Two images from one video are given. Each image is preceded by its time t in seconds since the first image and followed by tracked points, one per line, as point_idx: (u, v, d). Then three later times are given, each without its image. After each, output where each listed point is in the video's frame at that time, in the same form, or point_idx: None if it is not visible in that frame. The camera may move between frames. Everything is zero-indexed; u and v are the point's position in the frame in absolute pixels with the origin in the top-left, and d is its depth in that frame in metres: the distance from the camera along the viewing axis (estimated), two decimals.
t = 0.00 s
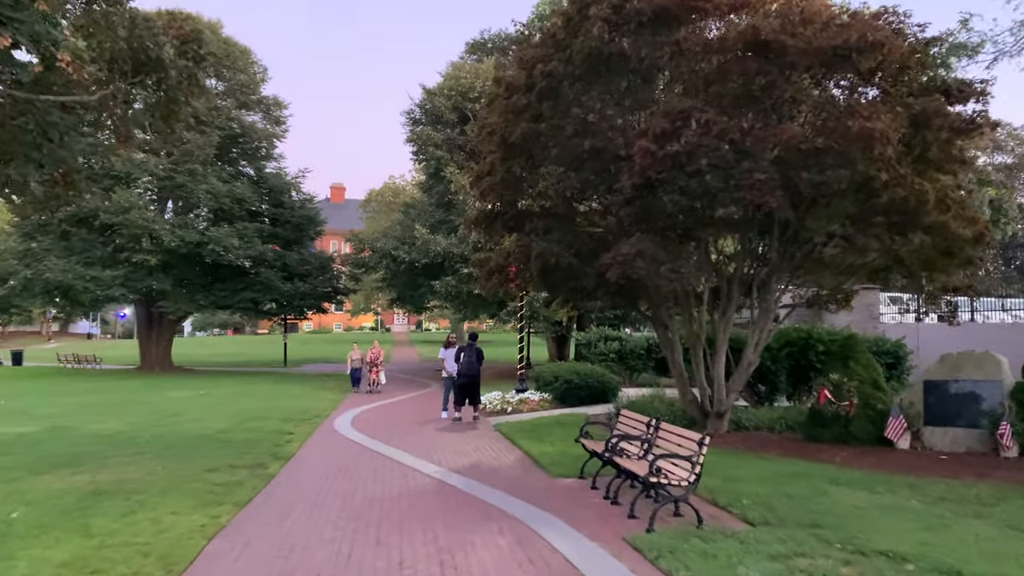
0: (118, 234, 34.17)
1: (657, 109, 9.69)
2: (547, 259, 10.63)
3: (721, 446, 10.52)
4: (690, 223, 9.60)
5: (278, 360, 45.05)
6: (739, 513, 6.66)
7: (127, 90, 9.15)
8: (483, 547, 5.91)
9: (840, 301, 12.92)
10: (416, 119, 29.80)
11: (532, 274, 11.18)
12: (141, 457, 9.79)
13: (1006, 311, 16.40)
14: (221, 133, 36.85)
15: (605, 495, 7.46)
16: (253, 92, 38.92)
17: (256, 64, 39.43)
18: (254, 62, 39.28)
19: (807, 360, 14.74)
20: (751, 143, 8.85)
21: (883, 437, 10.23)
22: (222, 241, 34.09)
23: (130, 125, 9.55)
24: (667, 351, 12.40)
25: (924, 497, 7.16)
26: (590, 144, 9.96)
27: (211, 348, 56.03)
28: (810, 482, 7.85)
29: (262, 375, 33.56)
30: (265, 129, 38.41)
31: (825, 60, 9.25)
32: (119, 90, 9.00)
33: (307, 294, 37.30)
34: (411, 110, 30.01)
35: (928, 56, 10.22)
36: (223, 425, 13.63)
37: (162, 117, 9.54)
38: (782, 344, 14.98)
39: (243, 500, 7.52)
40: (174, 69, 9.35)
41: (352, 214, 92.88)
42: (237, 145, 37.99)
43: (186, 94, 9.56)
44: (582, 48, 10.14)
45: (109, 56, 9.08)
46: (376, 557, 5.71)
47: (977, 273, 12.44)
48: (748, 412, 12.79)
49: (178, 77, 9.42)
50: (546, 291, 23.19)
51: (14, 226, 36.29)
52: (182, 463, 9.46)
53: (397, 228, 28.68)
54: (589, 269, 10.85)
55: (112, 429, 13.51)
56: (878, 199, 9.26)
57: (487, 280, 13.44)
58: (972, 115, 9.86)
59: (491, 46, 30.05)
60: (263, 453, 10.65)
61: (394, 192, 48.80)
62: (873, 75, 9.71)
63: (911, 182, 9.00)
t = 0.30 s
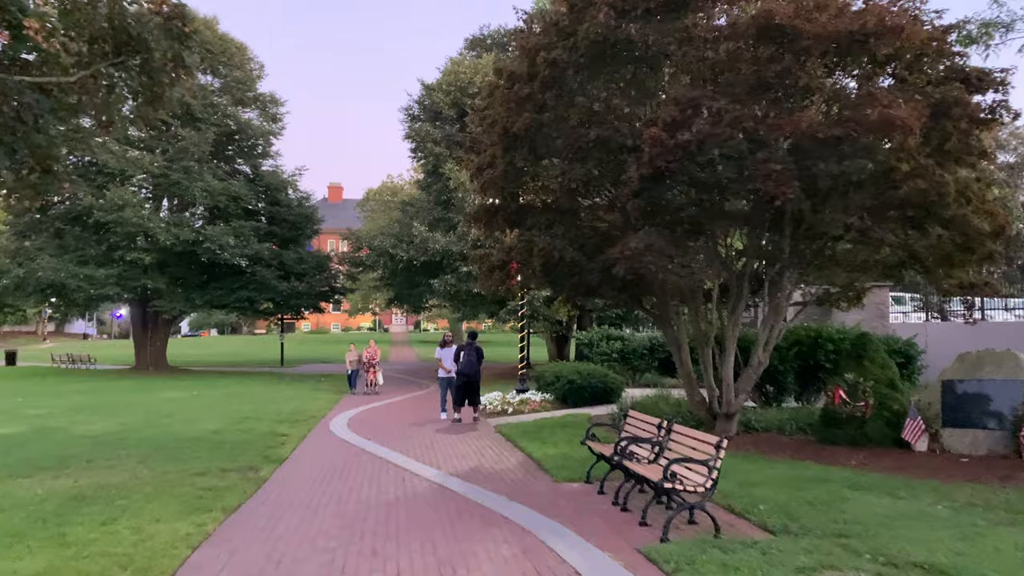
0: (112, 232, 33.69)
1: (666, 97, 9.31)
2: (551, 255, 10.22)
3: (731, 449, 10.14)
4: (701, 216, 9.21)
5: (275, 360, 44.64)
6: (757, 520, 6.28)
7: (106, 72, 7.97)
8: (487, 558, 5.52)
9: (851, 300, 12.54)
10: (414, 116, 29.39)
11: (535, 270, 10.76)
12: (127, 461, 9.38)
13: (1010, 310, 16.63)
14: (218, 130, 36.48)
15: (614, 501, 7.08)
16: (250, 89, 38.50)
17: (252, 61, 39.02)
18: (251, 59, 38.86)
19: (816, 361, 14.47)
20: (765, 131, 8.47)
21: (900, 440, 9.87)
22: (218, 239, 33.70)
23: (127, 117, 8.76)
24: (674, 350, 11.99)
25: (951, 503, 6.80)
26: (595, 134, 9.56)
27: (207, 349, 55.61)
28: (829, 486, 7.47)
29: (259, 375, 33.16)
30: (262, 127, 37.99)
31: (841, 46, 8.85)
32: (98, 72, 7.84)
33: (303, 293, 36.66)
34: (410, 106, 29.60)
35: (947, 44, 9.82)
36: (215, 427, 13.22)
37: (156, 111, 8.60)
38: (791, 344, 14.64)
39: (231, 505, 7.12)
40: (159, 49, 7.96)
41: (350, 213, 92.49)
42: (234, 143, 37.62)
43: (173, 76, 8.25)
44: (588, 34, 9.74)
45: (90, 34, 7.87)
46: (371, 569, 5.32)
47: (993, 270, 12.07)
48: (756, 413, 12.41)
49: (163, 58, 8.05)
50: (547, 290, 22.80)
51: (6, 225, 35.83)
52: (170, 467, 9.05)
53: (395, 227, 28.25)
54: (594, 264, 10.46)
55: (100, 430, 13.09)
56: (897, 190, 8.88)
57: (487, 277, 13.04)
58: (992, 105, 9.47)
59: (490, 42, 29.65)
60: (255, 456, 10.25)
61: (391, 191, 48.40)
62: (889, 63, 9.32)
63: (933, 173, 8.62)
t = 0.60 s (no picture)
0: (106, 231, 33.30)
1: (673, 88, 8.97)
2: (553, 253, 9.87)
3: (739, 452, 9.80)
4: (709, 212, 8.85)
5: (272, 360, 44.29)
6: (773, 532, 5.94)
7: (87, 58, 7.61)
8: None
9: (859, 299, 12.21)
10: (412, 113, 29.03)
11: (536, 269, 10.42)
12: (113, 466, 9.03)
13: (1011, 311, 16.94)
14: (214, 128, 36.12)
15: (621, 510, 6.73)
16: (246, 86, 38.12)
17: (249, 58, 38.63)
18: (247, 56, 38.46)
19: (823, 362, 14.15)
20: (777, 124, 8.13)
21: (915, 444, 9.54)
22: (213, 238, 33.33)
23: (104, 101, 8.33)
24: (680, 351, 11.65)
25: (976, 513, 6.45)
26: (599, 127, 9.21)
27: (204, 349, 55.22)
28: (846, 494, 7.13)
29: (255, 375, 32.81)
30: (258, 125, 37.60)
31: (855, 36, 8.46)
32: (78, 58, 7.43)
33: (300, 293, 36.36)
34: (408, 104, 29.25)
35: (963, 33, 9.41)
36: (206, 429, 12.88)
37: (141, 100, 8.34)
38: (797, 345, 14.31)
39: (217, 516, 6.77)
40: (140, 34, 7.79)
41: (348, 213, 92.17)
42: (230, 141, 37.28)
43: (154, 62, 8.11)
44: (591, 23, 9.32)
45: (65, 16, 7.55)
46: None
47: (1006, 268, 11.73)
48: (763, 415, 12.09)
49: (143, 44, 7.87)
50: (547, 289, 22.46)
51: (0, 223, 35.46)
52: (157, 473, 8.70)
53: (392, 225, 27.87)
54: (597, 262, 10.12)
55: (88, 433, 12.73)
56: (915, 184, 8.52)
57: (487, 276, 12.71)
58: (1010, 97, 9.08)
59: (489, 39, 29.28)
60: (246, 460, 9.89)
61: (390, 190, 48.09)
62: (903, 51, 8.94)
63: (952, 166, 8.25)
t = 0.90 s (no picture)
0: (100, 228, 32.86)
1: (682, 75, 8.55)
2: (555, 247, 9.47)
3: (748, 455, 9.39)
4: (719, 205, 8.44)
5: (269, 359, 43.85)
6: (794, 542, 5.55)
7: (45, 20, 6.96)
8: None
9: (871, 296, 11.81)
10: (411, 109, 28.60)
11: (538, 264, 10.03)
12: (94, 469, 8.62)
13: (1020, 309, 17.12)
14: (210, 124, 35.70)
15: (630, 518, 6.34)
16: (243, 82, 37.68)
17: (245, 54, 38.15)
18: (244, 52, 37.99)
19: (832, 361, 13.81)
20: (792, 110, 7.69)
21: (932, 446, 9.15)
22: (209, 235, 32.91)
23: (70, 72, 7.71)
24: (686, 350, 11.26)
25: (1009, 522, 6.05)
26: (604, 114, 8.80)
27: (200, 347, 54.83)
28: (867, 500, 6.73)
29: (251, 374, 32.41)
30: (254, 121, 37.06)
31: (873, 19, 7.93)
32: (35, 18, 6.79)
33: (297, 291, 36.06)
34: (406, 99, 28.82)
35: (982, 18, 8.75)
36: (196, 430, 12.45)
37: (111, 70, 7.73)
38: (805, 343, 13.91)
39: (200, 524, 6.36)
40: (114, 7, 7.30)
41: (347, 211, 91.81)
42: (226, 137, 36.83)
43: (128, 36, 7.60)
44: (596, 6, 8.85)
45: None
46: None
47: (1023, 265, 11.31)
48: (770, 416, 11.71)
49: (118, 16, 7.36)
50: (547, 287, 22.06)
51: None
52: (141, 476, 8.29)
53: (390, 222, 27.45)
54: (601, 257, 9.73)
55: (74, 434, 12.30)
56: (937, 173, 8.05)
57: (486, 271, 12.32)
58: None
59: (488, 34, 28.85)
60: (235, 463, 9.47)
61: (388, 188, 47.68)
62: (920, 36, 8.43)
63: (976, 154, 7.78)
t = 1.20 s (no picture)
0: (96, 228, 32.45)
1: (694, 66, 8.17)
2: (561, 246, 9.11)
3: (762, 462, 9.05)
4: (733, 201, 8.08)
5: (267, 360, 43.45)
6: (822, 561, 5.19)
7: None
8: None
9: (886, 297, 11.41)
10: (410, 106, 28.24)
11: (542, 263, 9.68)
12: (79, 478, 8.23)
13: None
14: (206, 123, 35.33)
15: (644, 533, 6.00)
16: (241, 81, 37.28)
17: (243, 51, 37.74)
18: (242, 49, 37.58)
19: (843, 363, 13.48)
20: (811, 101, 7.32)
21: (955, 453, 8.81)
22: (206, 235, 32.51)
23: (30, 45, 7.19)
24: (695, 353, 10.89)
25: None
26: (612, 107, 8.41)
27: (198, 348, 54.42)
28: (894, 512, 6.37)
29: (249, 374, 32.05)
30: (251, 119, 36.58)
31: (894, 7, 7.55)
32: None
33: (295, 291, 35.69)
34: (405, 96, 28.45)
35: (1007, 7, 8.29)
36: (189, 435, 12.06)
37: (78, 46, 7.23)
38: (816, 346, 13.60)
39: (187, 540, 5.99)
40: None
41: (346, 211, 91.49)
42: (224, 136, 36.44)
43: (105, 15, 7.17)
44: None
45: None
46: None
47: None
48: (781, 420, 11.35)
49: None
50: (550, 287, 21.70)
51: None
52: (127, 485, 7.91)
53: (390, 221, 27.08)
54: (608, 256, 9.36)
55: (62, 439, 11.90)
56: (963, 168, 7.68)
57: (488, 271, 11.94)
58: None
59: (489, 31, 28.48)
60: (228, 470, 9.09)
61: (387, 188, 47.31)
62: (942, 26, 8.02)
63: (1005, 147, 7.40)
